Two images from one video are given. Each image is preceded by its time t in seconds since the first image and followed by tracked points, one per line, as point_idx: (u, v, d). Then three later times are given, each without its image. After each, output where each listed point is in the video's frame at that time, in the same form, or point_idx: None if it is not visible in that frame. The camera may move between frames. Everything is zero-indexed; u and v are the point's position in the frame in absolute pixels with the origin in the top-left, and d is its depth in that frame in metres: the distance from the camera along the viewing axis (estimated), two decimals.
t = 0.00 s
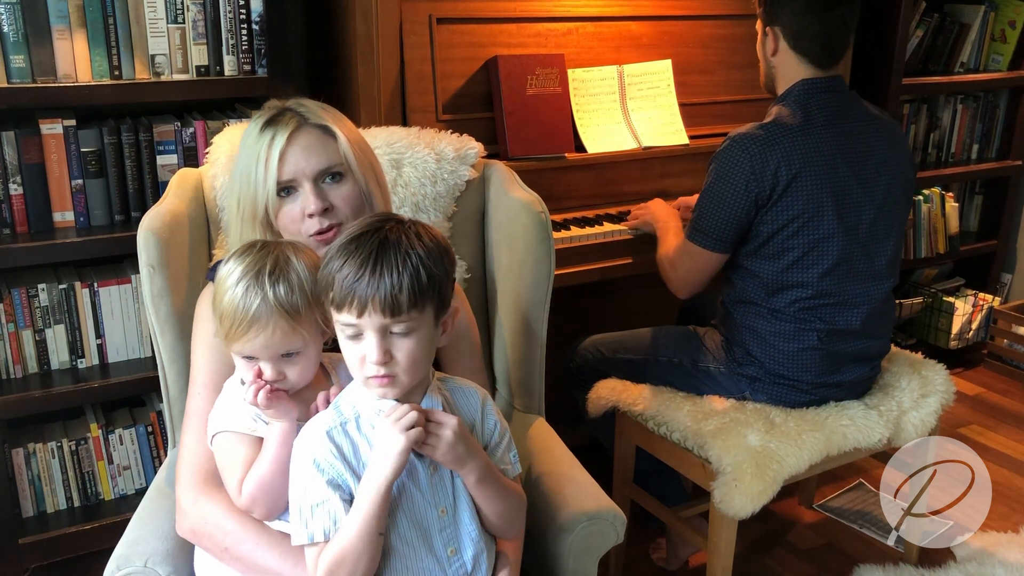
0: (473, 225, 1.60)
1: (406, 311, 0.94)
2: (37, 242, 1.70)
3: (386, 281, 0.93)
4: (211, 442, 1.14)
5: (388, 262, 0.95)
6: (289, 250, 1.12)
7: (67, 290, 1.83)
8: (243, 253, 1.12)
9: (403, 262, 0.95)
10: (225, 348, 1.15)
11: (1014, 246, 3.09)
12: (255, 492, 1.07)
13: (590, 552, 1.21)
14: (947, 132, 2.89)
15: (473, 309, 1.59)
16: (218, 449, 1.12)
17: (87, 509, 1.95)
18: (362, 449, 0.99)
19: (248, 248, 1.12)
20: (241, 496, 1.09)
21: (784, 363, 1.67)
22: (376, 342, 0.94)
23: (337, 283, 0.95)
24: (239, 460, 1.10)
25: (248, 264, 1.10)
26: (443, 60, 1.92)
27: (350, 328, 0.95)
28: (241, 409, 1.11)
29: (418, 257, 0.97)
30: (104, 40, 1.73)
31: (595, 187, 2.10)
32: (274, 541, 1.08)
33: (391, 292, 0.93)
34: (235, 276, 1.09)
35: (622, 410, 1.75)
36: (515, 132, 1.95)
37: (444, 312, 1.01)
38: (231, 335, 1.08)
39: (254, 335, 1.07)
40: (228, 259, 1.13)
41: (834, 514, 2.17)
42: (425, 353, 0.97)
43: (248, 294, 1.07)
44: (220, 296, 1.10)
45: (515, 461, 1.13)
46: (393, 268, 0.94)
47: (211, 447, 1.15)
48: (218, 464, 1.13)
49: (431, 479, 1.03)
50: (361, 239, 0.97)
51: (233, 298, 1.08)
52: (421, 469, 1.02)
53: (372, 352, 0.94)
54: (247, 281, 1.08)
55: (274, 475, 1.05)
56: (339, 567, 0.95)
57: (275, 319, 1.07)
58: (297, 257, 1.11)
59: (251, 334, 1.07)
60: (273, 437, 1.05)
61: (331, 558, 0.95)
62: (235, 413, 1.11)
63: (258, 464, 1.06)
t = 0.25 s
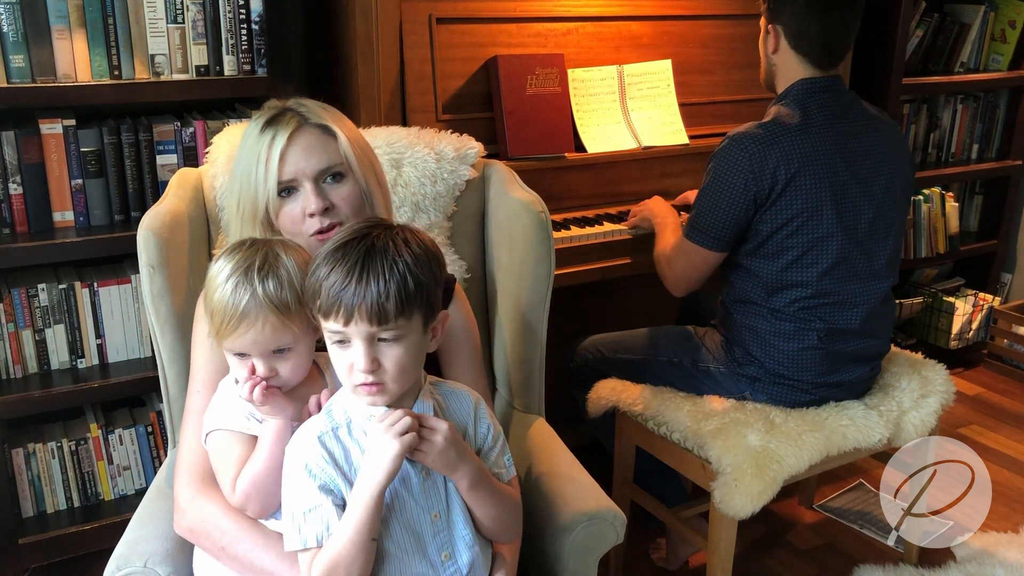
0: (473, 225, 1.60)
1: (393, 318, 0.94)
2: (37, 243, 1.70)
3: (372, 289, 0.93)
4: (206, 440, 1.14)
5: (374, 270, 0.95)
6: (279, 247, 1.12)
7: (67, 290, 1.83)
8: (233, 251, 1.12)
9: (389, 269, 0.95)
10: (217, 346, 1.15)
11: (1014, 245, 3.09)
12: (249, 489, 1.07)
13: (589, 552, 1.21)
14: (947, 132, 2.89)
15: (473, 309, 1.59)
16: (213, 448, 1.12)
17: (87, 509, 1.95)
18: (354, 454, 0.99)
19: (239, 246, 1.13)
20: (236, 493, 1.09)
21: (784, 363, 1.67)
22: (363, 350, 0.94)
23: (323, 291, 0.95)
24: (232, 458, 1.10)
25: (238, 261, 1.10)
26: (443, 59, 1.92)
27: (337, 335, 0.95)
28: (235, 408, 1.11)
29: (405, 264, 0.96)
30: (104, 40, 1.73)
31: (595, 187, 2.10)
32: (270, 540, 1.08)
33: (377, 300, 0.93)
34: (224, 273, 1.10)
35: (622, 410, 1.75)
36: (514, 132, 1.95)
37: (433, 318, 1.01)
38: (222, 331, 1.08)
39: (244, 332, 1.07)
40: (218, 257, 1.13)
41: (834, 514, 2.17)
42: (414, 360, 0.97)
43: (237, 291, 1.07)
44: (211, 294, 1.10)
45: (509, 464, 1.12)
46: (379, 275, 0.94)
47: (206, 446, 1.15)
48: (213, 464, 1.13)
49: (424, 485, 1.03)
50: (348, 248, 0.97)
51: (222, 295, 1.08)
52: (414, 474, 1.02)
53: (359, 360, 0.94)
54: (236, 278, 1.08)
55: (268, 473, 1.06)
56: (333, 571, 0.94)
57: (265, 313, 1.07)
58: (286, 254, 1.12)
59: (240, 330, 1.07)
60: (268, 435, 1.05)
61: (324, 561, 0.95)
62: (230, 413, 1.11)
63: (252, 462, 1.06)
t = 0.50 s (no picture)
0: (474, 225, 1.61)
1: (389, 321, 0.94)
2: (37, 243, 1.70)
3: (368, 291, 0.93)
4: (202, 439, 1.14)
5: (371, 271, 0.95)
6: (274, 246, 1.12)
7: (67, 290, 1.83)
8: (229, 250, 1.12)
9: (386, 271, 0.95)
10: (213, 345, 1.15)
11: (1014, 245, 3.09)
12: (245, 487, 1.07)
13: (590, 553, 1.21)
14: (947, 132, 2.89)
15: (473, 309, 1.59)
16: (209, 446, 1.12)
17: (87, 509, 1.95)
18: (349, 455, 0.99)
19: (235, 244, 1.13)
20: (231, 491, 1.09)
21: (783, 363, 1.67)
22: (358, 352, 0.94)
23: (320, 292, 0.95)
24: (228, 457, 1.09)
25: (234, 260, 1.10)
26: (442, 59, 1.92)
27: (332, 336, 0.95)
28: (231, 407, 1.11)
29: (402, 267, 0.96)
30: (104, 41, 1.73)
31: (595, 187, 2.10)
32: (268, 539, 1.08)
33: (373, 303, 0.93)
34: (220, 272, 1.10)
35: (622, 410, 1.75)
36: (514, 132, 1.95)
37: (431, 320, 1.01)
38: (218, 331, 1.08)
39: (239, 331, 1.07)
40: (214, 256, 1.13)
41: (834, 514, 2.17)
42: (410, 363, 0.97)
43: (232, 289, 1.07)
44: (207, 292, 1.10)
45: (509, 465, 1.13)
46: (376, 277, 0.94)
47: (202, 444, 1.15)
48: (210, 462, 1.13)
49: (421, 486, 1.03)
50: (345, 248, 0.97)
51: (218, 293, 1.08)
52: (411, 476, 1.02)
53: (354, 362, 0.94)
54: (231, 277, 1.08)
55: (264, 472, 1.05)
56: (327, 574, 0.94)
57: (260, 312, 1.07)
58: (282, 254, 1.12)
59: (235, 330, 1.07)
60: (265, 433, 1.05)
61: (319, 564, 0.95)
62: (226, 412, 1.11)
63: (248, 459, 1.06)
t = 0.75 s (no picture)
0: (475, 225, 1.61)
1: (384, 322, 0.93)
2: (37, 242, 1.70)
3: (362, 292, 0.93)
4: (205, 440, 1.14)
5: (366, 272, 0.95)
6: (274, 246, 1.13)
7: (67, 290, 1.83)
8: (230, 251, 1.12)
9: (380, 272, 0.95)
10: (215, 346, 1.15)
11: (1014, 245, 3.09)
12: (249, 488, 1.07)
13: (590, 552, 1.21)
14: (947, 132, 2.89)
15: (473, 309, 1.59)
16: (213, 447, 1.12)
17: (87, 509, 1.95)
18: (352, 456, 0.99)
19: (235, 246, 1.13)
20: (235, 492, 1.09)
21: (784, 362, 1.67)
22: (356, 354, 0.94)
23: (315, 295, 0.96)
24: (233, 458, 1.10)
25: (235, 260, 1.10)
26: (443, 59, 1.92)
27: (330, 339, 0.95)
28: (235, 408, 1.11)
29: (397, 267, 0.96)
30: (104, 41, 1.73)
31: (595, 187, 2.10)
32: (271, 539, 1.08)
33: (367, 304, 0.93)
34: (221, 273, 1.10)
35: (622, 410, 1.75)
36: (514, 132, 1.95)
37: (428, 319, 1.01)
38: (220, 332, 1.08)
39: (242, 332, 1.07)
40: (215, 257, 1.13)
41: (834, 514, 2.17)
42: (409, 364, 0.97)
43: (234, 290, 1.07)
44: (208, 294, 1.10)
45: (513, 460, 1.12)
46: (370, 278, 0.94)
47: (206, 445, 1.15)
48: (213, 463, 1.13)
49: (424, 486, 1.02)
50: (339, 250, 0.97)
51: (221, 294, 1.08)
52: (414, 475, 1.02)
53: (352, 364, 0.94)
54: (233, 278, 1.08)
55: (267, 473, 1.06)
56: None
57: (263, 313, 1.07)
58: (283, 254, 1.12)
59: (238, 332, 1.07)
60: (270, 433, 1.05)
61: (319, 565, 0.95)
62: (230, 412, 1.11)
63: (253, 460, 1.06)
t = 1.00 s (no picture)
0: (475, 225, 1.61)
1: (387, 327, 0.93)
2: (37, 243, 1.70)
3: (366, 298, 0.93)
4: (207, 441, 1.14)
5: (369, 277, 0.94)
6: (281, 248, 1.13)
7: (67, 290, 1.83)
8: (235, 253, 1.12)
9: (384, 277, 0.95)
10: (219, 347, 1.14)
11: (1014, 245, 3.09)
12: (251, 488, 1.07)
13: (590, 552, 1.21)
14: (947, 132, 2.89)
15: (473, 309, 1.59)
16: (214, 448, 1.12)
17: (87, 509, 1.95)
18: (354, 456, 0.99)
19: (241, 247, 1.13)
20: (237, 493, 1.09)
21: (783, 363, 1.67)
22: (358, 358, 0.94)
23: (319, 298, 0.95)
24: (235, 458, 1.10)
25: (241, 263, 1.10)
26: (442, 60, 1.92)
27: (331, 342, 0.94)
28: (237, 408, 1.11)
29: (400, 272, 0.96)
30: (104, 41, 1.73)
31: (596, 187, 2.10)
32: (272, 540, 1.08)
33: (371, 310, 0.92)
34: (227, 276, 1.09)
35: (622, 411, 1.75)
36: (514, 132, 1.95)
37: (430, 323, 1.00)
38: (226, 334, 1.08)
39: (248, 334, 1.07)
40: (221, 259, 1.13)
41: (834, 515, 2.17)
42: (410, 368, 0.97)
43: (242, 293, 1.07)
44: (213, 297, 1.10)
45: (513, 465, 1.13)
46: (373, 283, 0.94)
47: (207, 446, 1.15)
48: (215, 464, 1.13)
49: (424, 488, 1.03)
50: (342, 255, 0.97)
51: (227, 297, 1.08)
52: (414, 477, 1.02)
53: (354, 367, 0.94)
54: (240, 280, 1.08)
55: (268, 474, 1.06)
56: None
57: (270, 315, 1.07)
58: (290, 256, 1.12)
59: (245, 333, 1.07)
60: (272, 434, 1.05)
61: (318, 566, 0.95)
62: (231, 413, 1.11)
63: (255, 461, 1.06)
